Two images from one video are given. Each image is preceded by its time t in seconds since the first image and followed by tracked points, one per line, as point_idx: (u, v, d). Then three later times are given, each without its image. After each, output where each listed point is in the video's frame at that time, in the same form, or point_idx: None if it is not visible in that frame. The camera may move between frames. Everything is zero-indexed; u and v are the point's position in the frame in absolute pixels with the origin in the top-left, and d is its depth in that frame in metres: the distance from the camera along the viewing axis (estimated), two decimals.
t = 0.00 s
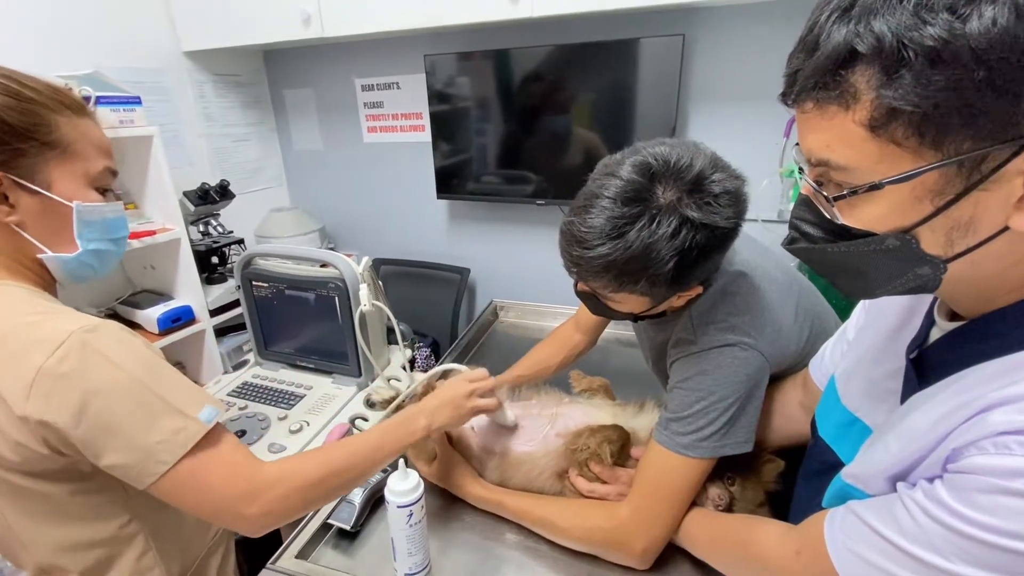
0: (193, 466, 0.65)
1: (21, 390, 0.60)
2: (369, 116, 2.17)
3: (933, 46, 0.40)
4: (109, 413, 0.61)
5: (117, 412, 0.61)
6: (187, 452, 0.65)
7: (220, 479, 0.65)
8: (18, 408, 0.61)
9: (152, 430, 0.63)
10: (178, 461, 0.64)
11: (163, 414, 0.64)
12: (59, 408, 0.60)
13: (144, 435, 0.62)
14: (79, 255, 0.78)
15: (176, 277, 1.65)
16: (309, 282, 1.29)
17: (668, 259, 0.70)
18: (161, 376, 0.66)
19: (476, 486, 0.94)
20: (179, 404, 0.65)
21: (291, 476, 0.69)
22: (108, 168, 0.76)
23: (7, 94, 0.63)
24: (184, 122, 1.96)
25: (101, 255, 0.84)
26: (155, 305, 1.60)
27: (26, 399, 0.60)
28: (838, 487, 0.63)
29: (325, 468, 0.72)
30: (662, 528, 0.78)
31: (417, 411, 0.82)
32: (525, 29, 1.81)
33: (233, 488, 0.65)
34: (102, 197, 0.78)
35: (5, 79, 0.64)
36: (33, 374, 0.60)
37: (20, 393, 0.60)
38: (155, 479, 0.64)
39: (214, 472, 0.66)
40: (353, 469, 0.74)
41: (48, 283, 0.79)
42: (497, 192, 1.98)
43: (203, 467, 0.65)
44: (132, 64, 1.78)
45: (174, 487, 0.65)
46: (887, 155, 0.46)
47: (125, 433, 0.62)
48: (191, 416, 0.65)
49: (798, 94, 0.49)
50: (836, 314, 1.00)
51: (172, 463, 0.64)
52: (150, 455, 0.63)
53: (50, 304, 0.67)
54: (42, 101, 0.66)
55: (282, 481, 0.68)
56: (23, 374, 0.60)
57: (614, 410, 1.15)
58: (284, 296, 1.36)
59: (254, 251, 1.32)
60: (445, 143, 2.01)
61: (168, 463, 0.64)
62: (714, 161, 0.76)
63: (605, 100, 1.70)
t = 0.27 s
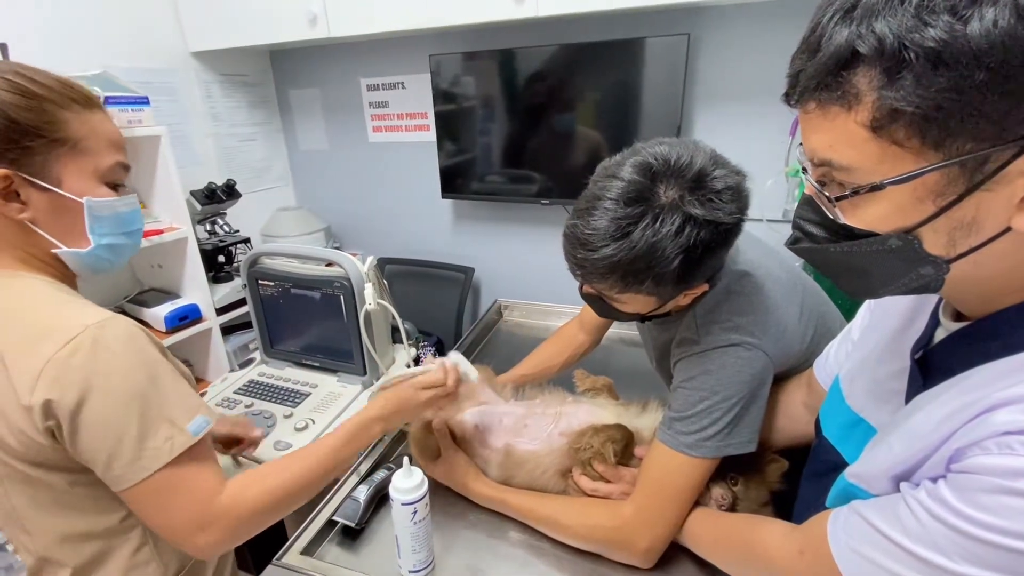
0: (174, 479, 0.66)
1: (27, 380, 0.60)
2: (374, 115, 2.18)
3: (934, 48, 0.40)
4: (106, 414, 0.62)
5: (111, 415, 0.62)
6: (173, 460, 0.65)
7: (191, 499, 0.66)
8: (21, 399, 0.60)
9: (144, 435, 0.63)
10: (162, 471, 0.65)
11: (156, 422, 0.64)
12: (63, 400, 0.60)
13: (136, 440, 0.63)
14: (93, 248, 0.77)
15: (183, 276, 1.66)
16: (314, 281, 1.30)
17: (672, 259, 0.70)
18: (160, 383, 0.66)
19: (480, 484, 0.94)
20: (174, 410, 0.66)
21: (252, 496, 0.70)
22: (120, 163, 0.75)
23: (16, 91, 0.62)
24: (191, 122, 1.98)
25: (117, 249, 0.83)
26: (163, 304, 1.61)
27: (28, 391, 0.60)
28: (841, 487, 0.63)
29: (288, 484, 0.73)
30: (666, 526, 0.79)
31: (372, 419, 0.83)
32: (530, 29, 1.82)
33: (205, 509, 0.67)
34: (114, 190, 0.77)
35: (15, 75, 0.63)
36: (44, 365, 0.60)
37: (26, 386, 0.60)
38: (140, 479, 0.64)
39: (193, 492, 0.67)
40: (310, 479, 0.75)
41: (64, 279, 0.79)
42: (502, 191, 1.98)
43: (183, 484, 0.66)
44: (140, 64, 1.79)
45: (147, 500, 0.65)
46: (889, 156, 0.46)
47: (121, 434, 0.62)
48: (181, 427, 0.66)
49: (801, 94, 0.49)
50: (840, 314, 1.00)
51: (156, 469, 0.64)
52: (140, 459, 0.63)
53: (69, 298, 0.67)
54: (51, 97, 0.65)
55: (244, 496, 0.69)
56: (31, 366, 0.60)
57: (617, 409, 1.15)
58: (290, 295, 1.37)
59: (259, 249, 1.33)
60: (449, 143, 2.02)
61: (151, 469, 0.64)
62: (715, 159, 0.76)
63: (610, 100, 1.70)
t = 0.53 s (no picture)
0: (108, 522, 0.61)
1: None
2: (382, 116, 2.19)
3: (941, 52, 0.40)
4: (56, 444, 0.57)
5: (55, 448, 0.57)
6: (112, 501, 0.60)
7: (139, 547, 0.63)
8: None
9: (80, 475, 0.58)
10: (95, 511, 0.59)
11: (104, 460, 0.59)
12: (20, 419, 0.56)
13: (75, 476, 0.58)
14: (110, 260, 0.72)
15: (193, 275, 1.68)
16: (323, 280, 1.31)
17: (680, 259, 0.70)
18: (119, 422, 0.60)
19: (487, 483, 0.95)
20: (129, 445, 0.60)
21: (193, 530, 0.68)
22: (161, 179, 0.71)
23: (63, 100, 0.62)
24: (200, 122, 1.99)
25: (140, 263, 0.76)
26: (173, 302, 1.62)
27: None
28: (848, 487, 0.64)
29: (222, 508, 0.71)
30: (672, 525, 0.79)
31: (290, 435, 0.78)
32: (537, 29, 1.82)
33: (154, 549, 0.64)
34: (148, 204, 0.73)
35: (68, 85, 0.64)
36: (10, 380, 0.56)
37: None
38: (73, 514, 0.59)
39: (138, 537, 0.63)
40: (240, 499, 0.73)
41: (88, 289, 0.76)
42: (508, 191, 1.99)
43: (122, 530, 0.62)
44: (151, 65, 1.81)
45: (80, 538, 0.60)
46: (897, 158, 0.46)
47: (63, 467, 0.57)
48: (127, 469, 0.60)
49: (809, 96, 0.49)
50: (848, 315, 1.00)
51: (90, 508, 0.59)
52: (78, 496, 0.58)
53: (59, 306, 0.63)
54: (96, 106, 0.64)
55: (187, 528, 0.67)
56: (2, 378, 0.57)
57: (624, 409, 1.16)
58: (299, 294, 1.38)
59: (268, 249, 1.34)
60: (456, 143, 2.02)
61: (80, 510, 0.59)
62: (722, 159, 0.76)
63: (617, 99, 1.70)
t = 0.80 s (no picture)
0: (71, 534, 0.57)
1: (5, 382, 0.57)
2: (390, 115, 2.20)
3: (961, 47, 0.39)
4: (28, 444, 0.54)
5: (23, 450, 0.54)
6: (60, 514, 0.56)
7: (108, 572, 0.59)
8: None
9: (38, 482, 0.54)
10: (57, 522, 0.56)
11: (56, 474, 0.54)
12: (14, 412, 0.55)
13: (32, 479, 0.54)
14: (154, 259, 0.71)
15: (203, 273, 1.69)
16: (333, 279, 1.32)
17: (692, 256, 0.70)
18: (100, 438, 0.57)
19: (496, 480, 0.95)
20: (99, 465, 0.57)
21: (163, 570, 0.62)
22: (206, 183, 0.72)
23: (116, 101, 0.64)
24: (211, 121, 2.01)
25: (183, 262, 0.76)
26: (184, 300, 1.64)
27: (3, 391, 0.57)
28: (862, 486, 0.63)
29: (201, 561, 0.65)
30: (683, 523, 0.79)
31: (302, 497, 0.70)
32: (546, 27, 1.82)
33: None
34: (193, 205, 0.73)
35: (123, 88, 0.65)
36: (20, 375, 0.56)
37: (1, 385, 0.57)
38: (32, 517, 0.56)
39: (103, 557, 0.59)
40: (210, 560, 0.65)
41: (132, 288, 0.76)
42: (516, 190, 1.99)
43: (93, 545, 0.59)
44: (163, 66, 1.83)
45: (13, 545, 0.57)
46: (915, 154, 0.46)
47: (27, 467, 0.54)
48: (74, 484, 0.56)
49: (825, 92, 0.49)
50: (861, 314, 0.99)
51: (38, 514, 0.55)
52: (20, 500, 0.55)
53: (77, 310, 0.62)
54: (148, 108, 0.65)
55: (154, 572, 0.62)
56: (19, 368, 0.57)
57: (633, 408, 1.15)
58: (309, 292, 1.39)
59: (279, 247, 1.35)
60: (465, 142, 2.03)
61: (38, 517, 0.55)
62: (734, 156, 0.76)
63: (627, 98, 1.69)
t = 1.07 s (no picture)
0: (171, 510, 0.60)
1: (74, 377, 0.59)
2: (397, 116, 2.22)
3: (952, 50, 0.40)
4: (125, 426, 0.58)
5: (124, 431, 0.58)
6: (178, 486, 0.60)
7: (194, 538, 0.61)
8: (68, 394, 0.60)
9: (143, 460, 0.58)
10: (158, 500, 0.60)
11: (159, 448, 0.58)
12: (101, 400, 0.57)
13: (144, 460, 0.58)
14: (189, 254, 0.74)
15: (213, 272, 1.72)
16: (340, 277, 1.34)
17: (694, 254, 0.71)
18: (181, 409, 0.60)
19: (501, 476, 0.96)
20: (185, 433, 0.59)
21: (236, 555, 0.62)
22: (233, 181, 0.74)
23: (150, 104, 0.66)
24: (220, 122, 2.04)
25: (213, 257, 0.78)
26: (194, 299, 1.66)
27: (76, 387, 0.59)
28: (862, 481, 0.64)
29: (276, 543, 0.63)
30: (685, 519, 0.79)
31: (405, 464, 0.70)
32: (551, 28, 1.83)
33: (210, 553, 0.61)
34: (223, 203, 0.75)
35: (155, 91, 0.67)
36: (89, 367, 0.58)
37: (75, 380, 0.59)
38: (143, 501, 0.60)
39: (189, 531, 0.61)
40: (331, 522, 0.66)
41: (163, 284, 0.78)
42: (522, 190, 2.00)
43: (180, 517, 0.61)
44: (173, 67, 1.85)
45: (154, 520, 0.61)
46: (910, 155, 0.47)
47: (133, 451, 0.58)
48: (190, 454, 0.59)
49: (823, 94, 0.50)
50: (864, 312, 0.99)
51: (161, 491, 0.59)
52: (135, 482, 0.59)
53: (130, 301, 0.65)
54: (180, 110, 0.67)
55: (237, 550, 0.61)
56: (85, 361, 0.59)
57: (637, 405, 1.16)
58: (317, 291, 1.41)
59: (288, 247, 1.37)
60: (470, 143, 2.04)
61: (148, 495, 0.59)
62: (736, 155, 0.76)
63: (631, 97, 1.70)
